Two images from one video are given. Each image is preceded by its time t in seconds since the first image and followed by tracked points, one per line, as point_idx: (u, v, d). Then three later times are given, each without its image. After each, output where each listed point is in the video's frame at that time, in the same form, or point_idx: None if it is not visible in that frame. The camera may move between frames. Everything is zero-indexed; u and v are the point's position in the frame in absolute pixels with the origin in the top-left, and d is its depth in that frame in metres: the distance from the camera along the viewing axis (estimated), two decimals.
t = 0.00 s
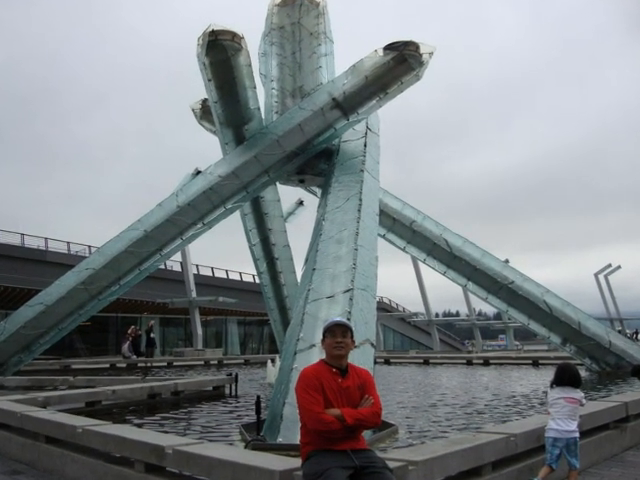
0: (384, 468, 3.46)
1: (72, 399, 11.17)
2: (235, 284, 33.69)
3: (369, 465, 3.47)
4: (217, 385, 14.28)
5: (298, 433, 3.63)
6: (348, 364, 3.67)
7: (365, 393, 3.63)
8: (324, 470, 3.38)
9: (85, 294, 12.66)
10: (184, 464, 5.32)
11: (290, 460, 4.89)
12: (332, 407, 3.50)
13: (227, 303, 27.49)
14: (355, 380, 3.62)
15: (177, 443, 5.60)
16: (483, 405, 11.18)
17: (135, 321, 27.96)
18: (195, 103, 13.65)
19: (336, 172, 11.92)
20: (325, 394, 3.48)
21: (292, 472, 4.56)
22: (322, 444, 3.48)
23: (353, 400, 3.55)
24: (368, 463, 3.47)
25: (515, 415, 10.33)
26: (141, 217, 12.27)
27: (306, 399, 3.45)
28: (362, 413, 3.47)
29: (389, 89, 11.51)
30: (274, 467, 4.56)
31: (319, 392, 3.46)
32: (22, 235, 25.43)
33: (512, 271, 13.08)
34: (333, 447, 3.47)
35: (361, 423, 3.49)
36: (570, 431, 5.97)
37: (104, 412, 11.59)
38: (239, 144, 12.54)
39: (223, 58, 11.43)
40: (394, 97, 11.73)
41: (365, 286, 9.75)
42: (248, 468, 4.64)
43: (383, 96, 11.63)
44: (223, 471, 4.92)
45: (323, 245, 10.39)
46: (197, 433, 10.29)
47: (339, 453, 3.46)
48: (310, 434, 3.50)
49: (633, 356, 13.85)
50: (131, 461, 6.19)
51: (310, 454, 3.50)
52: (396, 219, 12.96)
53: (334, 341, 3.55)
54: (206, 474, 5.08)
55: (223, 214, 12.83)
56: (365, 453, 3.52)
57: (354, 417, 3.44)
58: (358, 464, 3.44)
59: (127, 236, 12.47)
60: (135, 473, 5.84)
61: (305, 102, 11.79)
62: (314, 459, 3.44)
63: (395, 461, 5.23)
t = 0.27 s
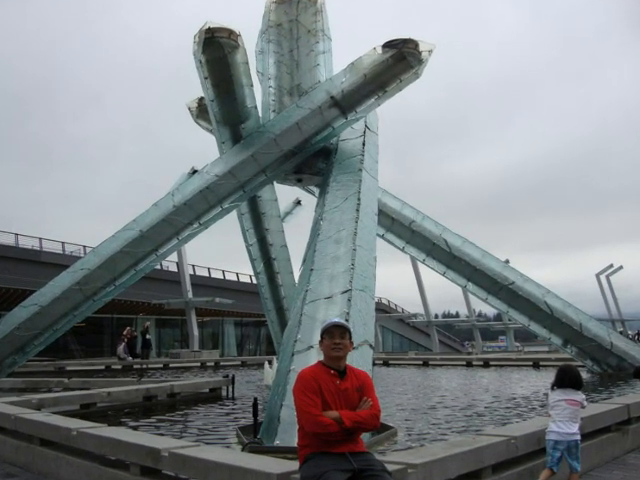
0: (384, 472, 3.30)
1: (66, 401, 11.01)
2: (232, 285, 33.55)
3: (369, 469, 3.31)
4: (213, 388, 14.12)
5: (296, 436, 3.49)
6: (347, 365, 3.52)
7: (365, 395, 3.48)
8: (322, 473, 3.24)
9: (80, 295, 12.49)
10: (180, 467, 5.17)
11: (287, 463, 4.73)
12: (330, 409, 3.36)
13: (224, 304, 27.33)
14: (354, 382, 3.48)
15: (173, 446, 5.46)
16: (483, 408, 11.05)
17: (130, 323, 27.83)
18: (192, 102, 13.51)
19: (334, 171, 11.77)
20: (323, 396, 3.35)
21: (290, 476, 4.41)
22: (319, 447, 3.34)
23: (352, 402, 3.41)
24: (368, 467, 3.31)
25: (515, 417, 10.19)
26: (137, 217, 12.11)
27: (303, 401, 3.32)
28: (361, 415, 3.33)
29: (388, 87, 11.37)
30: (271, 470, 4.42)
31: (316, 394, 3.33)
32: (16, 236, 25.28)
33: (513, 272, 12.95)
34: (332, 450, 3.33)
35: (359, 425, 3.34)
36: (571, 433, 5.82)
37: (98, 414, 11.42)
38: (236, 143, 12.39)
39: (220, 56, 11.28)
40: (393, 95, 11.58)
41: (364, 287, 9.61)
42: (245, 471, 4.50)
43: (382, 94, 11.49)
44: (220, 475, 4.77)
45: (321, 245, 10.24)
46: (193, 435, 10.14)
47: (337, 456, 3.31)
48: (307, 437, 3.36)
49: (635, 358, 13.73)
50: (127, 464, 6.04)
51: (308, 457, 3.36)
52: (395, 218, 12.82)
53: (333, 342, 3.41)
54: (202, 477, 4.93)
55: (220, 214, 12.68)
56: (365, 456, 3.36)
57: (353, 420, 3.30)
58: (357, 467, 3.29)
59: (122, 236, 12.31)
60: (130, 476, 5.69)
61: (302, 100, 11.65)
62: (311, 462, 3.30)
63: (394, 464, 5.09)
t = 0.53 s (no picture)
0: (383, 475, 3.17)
1: (61, 404, 10.85)
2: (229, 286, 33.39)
3: (367, 473, 3.18)
4: (210, 389, 13.98)
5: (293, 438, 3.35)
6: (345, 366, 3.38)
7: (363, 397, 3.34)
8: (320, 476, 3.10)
9: (74, 296, 12.33)
10: (175, 470, 5.03)
11: (284, 465, 4.59)
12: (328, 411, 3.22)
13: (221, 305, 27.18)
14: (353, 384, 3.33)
15: (169, 448, 5.31)
16: (483, 410, 10.91)
17: (126, 324, 27.68)
18: (188, 100, 13.36)
19: (332, 170, 11.63)
20: (320, 397, 3.21)
21: None
22: (317, 450, 3.20)
23: (351, 404, 3.26)
24: (367, 471, 3.18)
25: (515, 419, 10.06)
26: (132, 217, 11.96)
27: (300, 403, 3.18)
28: (359, 418, 3.19)
29: (386, 85, 11.23)
30: (268, 474, 4.28)
31: (313, 395, 3.19)
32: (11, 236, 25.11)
33: (513, 272, 12.81)
34: (329, 453, 3.19)
35: (358, 428, 3.20)
36: (572, 436, 5.65)
37: (93, 417, 11.27)
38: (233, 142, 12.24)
39: (216, 54, 11.13)
40: (391, 94, 11.44)
41: (362, 288, 9.47)
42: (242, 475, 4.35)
43: (381, 92, 11.35)
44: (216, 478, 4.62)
45: (319, 246, 10.10)
46: (189, 438, 9.99)
47: (334, 460, 3.17)
48: (305, 439, 3.22)
49: (636, 359, 13.64)
50: (122, 467, 5.89)
51: (304, 460, 3.23)
52: (394, 218, 12.68)
53: (330, 343, 3.27)
54: None
55: (216, 214, 12.53)
56: (363, 460, 3.23)
57: (351, 422, 3.16)
58: (355, 471, 3.15)
59: (117, 236, 12.16)
60: None
61: (300, 99, 11.51)
62: (309, 465, 3.17)
63: (393, 467, 4.95)
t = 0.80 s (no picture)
0: None
1: (55, 406, 10.69)
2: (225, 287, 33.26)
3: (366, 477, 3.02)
4: (206, 391, 13.81)
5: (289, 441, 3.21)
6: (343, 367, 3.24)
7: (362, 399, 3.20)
8: None
9: (69, 296, 12.17)
10: (171, 473, 4.87)
11: (281, 468, 4.46)
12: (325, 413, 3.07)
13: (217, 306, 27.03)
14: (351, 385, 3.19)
15: (165, 451, 5.16)
16: (482, 412, 10.78)
17: (121, 325, 27.54)
18: (184, 98, 13.21)
19: (330, 170, 11.48)
20: (318, 400, 3.06)
21: None
22: (314, 453, 3.05)
23: (349, 406, 3.12)
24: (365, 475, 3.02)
25: (516, 422, 9.92)
26: (127, 216, 11.81)
27: (296, 406, 3.04)
28: (358, 420, 3.04)
29: (385, 83, 11.08)
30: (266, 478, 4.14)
31: (310, 397, 3.05)
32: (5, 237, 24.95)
33: (513, 273, 12.67)
34: (327, 456, 3.04)
35: (356, 431, 3.05)
36: (574, 438, 5.45)
37: (88, 419, 11.10)
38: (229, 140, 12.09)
39: (213, 52, 10.97)
40: (390, 92, 11.29)
41: (360, 288, 9.33)
42: None
43: (379, 91, 11.20)
44: None
45: (317, 246, 9.94)
46: (185, 441, 9.84)
47: (332, 464, 3.02)
48: (302, 442, 3.08)
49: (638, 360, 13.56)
50: (117, 470, 5.73)
51: (301, 463, 3.08)
52: (393, 218, 12.54)
53: (328, 345, 3.13)
54: None
55: (213, 213, 12.38)
56: (362, 464, 3.08)
57: (350, 424, 3.02)
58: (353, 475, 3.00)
59: (113, 236, 12.00)
60: None
61: (297, 97, 11.36)
62: (305, 469, 3.02)
63: (392, 470, 4.81)
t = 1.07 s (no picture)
0: None
1: (49, 408, 10.52)
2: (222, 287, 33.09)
3: None
4: (202, 394, 13.65)
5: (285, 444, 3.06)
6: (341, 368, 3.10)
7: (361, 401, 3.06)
8: None
9: (63, 298, 12.01)
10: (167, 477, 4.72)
11: (279, 471, 4.32)
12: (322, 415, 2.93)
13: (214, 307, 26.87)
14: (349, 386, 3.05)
15: (161, 453, 4.99)
16: (483, 415, 10.63)
17: (116, 326, 27.37)
18: (180, 97, 13.05)
19: (328, 169, 11.33)
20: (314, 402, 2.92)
21: None
22: (311, 456, 2.90)
23: (347, 408, 2.98)
24: None
25: (516, 424, 9.78)
26: (123, 216, 11.66)
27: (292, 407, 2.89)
28: (357, 422, 2.90)
29: (384, 81, 10.94)
30: None
31: (306, 399, 2.90)
32: None
33: (514, 273, 12.54)
34: (325, 459, 2.90)
35: (355, 434, 2.91)
36: (575, 442, 5.32)
37: (83, 421, 10.93)
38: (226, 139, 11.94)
39: (209, 50, 10.82)
40: (389, 91, 11.15)
41: (359, 289, 9.19)
42: None
43: (378, 89, 11.06)
44: None
45: (314, 246, 9.79)
46: (181, 444, 9.68)
47: (330, 468, 2.87)
48: (298, 445, 2.93)
49: None
50: (112, 474, 5.58)
51: (298, 468, 2.93)
52: (392, 218, 12.40)
53: (326, 346, 2.98)
54: None
55: (209, 213, 12.22)
56: (361, 468, 2.93)
57: (348, 427, 2.88)
58: None
59: (108, 236, 11.85)
60: None
61: (295, 95, 11.22)
62: (302, 473, 2.87)
63: (390, 473, 4.67)
